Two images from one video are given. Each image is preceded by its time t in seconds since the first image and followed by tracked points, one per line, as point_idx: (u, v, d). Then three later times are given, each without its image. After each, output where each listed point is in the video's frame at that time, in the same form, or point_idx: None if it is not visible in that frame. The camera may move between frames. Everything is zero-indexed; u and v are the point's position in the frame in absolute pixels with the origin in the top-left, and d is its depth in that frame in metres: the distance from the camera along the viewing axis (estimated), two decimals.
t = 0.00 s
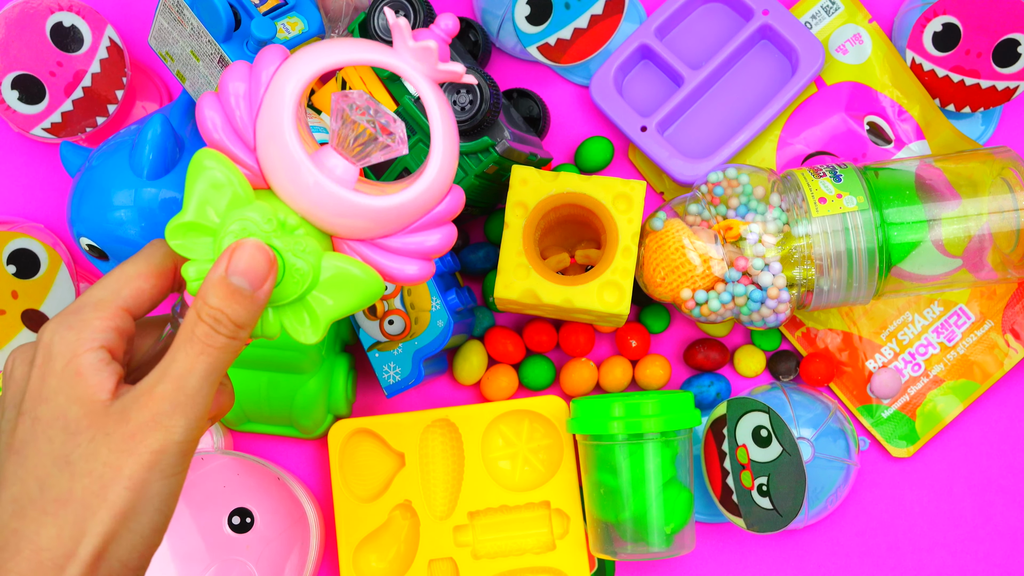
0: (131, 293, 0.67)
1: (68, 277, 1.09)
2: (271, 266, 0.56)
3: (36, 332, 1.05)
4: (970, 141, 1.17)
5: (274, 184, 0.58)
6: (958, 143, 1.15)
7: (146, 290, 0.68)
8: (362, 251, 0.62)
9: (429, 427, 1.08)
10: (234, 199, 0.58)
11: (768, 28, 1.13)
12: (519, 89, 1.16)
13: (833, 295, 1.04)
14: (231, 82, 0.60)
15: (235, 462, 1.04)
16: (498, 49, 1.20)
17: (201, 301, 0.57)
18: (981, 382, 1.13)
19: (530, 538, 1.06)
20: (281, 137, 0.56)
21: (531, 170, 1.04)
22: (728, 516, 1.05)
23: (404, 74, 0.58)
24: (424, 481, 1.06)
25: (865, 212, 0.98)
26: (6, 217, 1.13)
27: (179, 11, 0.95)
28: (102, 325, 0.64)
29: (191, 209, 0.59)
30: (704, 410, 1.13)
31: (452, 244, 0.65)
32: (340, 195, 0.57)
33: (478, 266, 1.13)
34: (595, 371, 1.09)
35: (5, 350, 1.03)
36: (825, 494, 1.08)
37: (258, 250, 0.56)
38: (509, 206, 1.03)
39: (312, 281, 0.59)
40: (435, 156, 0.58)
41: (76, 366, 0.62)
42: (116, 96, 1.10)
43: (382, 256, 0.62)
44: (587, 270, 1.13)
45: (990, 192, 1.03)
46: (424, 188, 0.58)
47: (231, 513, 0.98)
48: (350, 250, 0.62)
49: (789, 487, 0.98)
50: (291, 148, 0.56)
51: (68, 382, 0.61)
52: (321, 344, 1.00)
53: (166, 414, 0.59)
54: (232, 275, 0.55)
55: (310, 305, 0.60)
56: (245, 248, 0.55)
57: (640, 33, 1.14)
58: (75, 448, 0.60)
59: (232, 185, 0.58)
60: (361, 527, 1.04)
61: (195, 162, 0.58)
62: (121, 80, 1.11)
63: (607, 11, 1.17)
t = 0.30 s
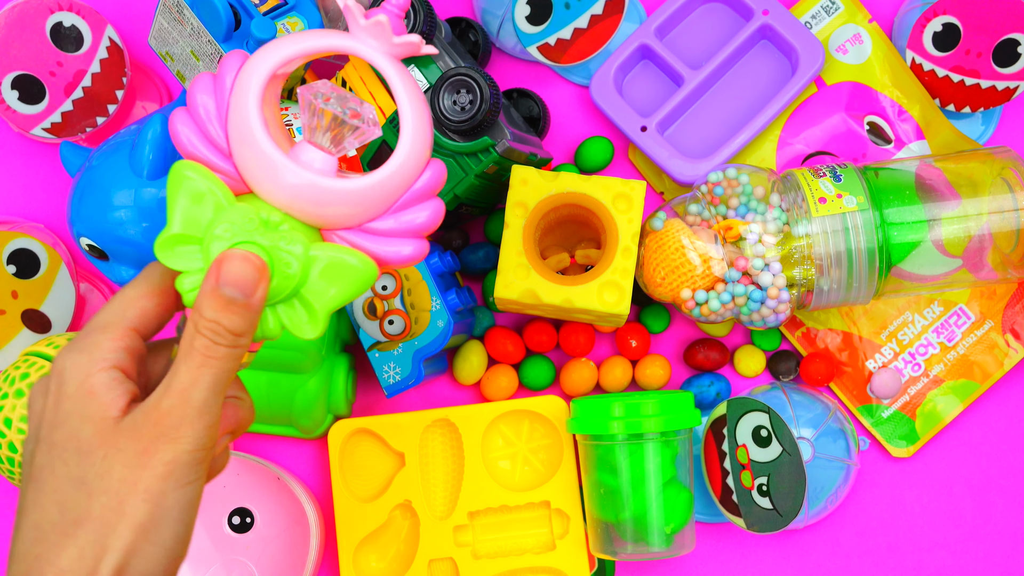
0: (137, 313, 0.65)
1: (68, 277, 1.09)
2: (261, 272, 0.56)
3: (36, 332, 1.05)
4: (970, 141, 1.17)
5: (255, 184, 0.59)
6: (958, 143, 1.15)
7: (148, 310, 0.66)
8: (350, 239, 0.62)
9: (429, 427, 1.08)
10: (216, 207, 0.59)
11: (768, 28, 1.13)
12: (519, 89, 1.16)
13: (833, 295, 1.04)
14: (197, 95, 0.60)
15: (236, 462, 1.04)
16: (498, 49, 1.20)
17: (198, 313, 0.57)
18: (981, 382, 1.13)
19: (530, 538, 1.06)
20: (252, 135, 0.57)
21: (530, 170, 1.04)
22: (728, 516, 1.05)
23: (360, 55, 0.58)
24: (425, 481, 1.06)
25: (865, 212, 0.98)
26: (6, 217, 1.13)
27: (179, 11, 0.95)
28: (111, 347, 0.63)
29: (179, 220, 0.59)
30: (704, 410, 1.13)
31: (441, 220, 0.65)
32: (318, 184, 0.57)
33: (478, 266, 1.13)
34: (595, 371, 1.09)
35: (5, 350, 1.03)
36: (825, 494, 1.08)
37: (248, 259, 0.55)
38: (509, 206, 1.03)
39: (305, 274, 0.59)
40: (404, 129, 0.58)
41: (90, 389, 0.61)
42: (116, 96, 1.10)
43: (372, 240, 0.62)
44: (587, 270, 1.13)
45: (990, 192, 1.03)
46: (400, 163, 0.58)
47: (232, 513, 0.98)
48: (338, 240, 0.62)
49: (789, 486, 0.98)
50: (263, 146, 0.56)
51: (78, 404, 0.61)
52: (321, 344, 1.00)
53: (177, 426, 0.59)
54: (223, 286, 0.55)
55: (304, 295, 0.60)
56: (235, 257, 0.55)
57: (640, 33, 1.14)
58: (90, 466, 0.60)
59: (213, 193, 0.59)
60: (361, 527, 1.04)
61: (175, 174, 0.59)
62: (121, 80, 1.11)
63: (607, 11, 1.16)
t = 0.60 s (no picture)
0: (244, 432, 0.59)
1: (68, 277, 1.09)
2: (331, 421, 0.59)
3: (36, 332, 1.06)
4: (970, 141, 1.17)
5: (224, 247, 0.48)
6: (958, 143, 1.15)
7: (261, 428, 0.60)
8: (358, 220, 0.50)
9: (429, 427, 1.07)
10: (229, 284, 0.48)
11: (768, 28, 1.13)
12: (519, 89, 1.16)
13: (833, 295, 1.04)
14: (139, 209, 0.52)
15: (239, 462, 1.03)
16: (498, 49, 1.20)
17: (287, 471, 0.59)
18: (981, 381, 1.13)
19: (531, 538, 1.06)
20: (194, 197, 0.45)
21: (530, 170, 1.04)
22: (727, 516, 1.05)
23: (248, 67, 0.46)
24: (425, 482, 1.06)
25: (865, 211, 0.98)
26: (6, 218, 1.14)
27: (181, 12, 0.95)
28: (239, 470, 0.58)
29: (211, 319, 0.50)
30: (704, 410, 1.13)
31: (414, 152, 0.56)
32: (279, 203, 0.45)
33: (478, 267, 1.13)
34: (595, 371, 1.09)
35: (5, 350, 1.03)
36: (824, 494, 1.08)
37: (313, 412, 0.59)
38: (509, 206, 1.03)
39: (348, 276, 0.50)
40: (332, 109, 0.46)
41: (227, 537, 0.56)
42: (116, 96, 1.10)
43: (381, 205, 0.51)
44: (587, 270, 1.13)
45: (990, 192, 1.03)
46: (349, 144, 0.46)
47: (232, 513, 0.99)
48: (346, 226, 0.49)
49: (789, 486, 0.98)
50: (198, 196, 0.45)
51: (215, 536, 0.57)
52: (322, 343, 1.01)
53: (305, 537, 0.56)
54: (301, 444, 0.59)
55: (360, 288, 0.51)
56: (307, 408, 0.59)
57: (640, 33, 1.14)
58: None
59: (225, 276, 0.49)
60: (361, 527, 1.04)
61: (178, 280, 0.50)
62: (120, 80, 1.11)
63: (606, 11, 1.17)
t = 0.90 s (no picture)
0: (512, 531, 0.65)
1: (68, 277, 1.10)
2: (597, 520, 0.64)
3: (36, 332, 1.06)
4: (970, 141, 1.17)
5: (470, 344, 0.55)
6: (958, 143, 1.15)
7: (526, 522, 0.66)
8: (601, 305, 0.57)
9: (429, 427, 1.07)
10: (488, 390, 0.55)
11: (768, 28, 1.13)
12: (519, 89, 1.16)
13: (833, 295, 1.04)
14: (388, 321, 0.59)
15: (237, 462, 1.03)
16: (498, 49, 1.20)
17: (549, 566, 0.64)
18: (981, 382, 1.13)
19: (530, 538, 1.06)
20: (448, 308, 0.52)
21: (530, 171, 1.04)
22: (728, 516, 1.06)
23: (481, 168, 0.52)
24: (425, 482, 1.06)
25: (865, 211, 0.98)
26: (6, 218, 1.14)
27: (180, 12, 0.95)
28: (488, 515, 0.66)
29: (473, 428, 0.56)
30: (704, 410, 1.13)
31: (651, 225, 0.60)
32: (529, 299, 0.52)
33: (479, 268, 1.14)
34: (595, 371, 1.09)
35: (6, 350, 1.03)
36: (825, 494, 1.08)
37: (582, 513, 0.63)
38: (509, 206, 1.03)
39: (597, 371, 0.56)
40: (568, 202, 0.51)
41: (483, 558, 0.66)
42: (117, 96, 1.10)
43: (625, 289, 0.58)
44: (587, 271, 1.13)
45: (990, 192, 1.04)
46: (586, 235, 0.52)
47: (232, 513, 0.99)
48: (590, 317, 0.57)
49: (788, 487, 0.98)
50: (451, 306, 0.52)
51: None
52: (320, 342, 1.03)
53: None
54: (567, 543, 0.63)
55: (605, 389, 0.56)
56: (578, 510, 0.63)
57: (640, 33, 1.14)
58: None
59: (482, 381, 0.55)
60: (360, 527, 1.04)
61: (432, 387, 0.56)
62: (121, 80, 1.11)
63: (607, 11, 1.16)
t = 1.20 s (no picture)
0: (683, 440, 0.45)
1: (68, 277, 1.10)
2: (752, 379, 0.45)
3: (36, 332, 1.06)
4: (970, 141, 1.17)
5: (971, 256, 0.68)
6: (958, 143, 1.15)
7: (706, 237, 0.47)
8: None
9: (429, 427, 1.08)
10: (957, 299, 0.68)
11: (768, 28, 1.13)
12: (518, 89, 1.16)
13: (832, 295, 1.04)
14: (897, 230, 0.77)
15: (237, 461, 1.02)
16: (498, 49, 1.21)
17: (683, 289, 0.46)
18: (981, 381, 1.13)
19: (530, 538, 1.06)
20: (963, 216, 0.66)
21: (529, 171, 1.04)
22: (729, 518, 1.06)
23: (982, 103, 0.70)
24: (425, 482, 1.06)
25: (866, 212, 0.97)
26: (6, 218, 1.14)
27: (180, 11, 0.95)
28: (643, 299, 0.45)
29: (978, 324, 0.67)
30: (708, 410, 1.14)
31: None
32: None
33: (479, 268, 1.14)
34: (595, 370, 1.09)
35: (5, 350, 1.03)
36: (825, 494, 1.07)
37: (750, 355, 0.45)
38: (509, 206, 1.03)
39: None
40: None
41: (558, 351, 0.48)
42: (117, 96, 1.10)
43: None
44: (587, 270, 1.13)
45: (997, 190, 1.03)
46: None
47: (232, 513, 1.00)
48: None
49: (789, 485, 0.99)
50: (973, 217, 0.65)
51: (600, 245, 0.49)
52: (321, 343, 1.03)
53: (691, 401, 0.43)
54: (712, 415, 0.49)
55: None
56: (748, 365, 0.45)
57: (640, 33, 1.14)
58: (577, 473, 0.43)
59: (969, 289, 0.68)
60: (361, 527, 1.04)
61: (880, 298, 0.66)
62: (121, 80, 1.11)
63: (607, 11, 1.16)
